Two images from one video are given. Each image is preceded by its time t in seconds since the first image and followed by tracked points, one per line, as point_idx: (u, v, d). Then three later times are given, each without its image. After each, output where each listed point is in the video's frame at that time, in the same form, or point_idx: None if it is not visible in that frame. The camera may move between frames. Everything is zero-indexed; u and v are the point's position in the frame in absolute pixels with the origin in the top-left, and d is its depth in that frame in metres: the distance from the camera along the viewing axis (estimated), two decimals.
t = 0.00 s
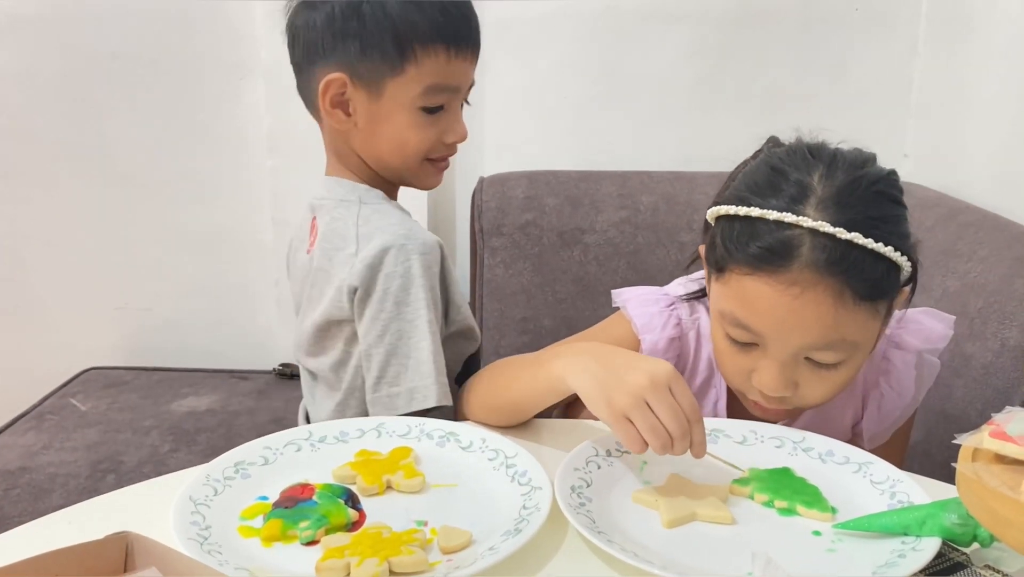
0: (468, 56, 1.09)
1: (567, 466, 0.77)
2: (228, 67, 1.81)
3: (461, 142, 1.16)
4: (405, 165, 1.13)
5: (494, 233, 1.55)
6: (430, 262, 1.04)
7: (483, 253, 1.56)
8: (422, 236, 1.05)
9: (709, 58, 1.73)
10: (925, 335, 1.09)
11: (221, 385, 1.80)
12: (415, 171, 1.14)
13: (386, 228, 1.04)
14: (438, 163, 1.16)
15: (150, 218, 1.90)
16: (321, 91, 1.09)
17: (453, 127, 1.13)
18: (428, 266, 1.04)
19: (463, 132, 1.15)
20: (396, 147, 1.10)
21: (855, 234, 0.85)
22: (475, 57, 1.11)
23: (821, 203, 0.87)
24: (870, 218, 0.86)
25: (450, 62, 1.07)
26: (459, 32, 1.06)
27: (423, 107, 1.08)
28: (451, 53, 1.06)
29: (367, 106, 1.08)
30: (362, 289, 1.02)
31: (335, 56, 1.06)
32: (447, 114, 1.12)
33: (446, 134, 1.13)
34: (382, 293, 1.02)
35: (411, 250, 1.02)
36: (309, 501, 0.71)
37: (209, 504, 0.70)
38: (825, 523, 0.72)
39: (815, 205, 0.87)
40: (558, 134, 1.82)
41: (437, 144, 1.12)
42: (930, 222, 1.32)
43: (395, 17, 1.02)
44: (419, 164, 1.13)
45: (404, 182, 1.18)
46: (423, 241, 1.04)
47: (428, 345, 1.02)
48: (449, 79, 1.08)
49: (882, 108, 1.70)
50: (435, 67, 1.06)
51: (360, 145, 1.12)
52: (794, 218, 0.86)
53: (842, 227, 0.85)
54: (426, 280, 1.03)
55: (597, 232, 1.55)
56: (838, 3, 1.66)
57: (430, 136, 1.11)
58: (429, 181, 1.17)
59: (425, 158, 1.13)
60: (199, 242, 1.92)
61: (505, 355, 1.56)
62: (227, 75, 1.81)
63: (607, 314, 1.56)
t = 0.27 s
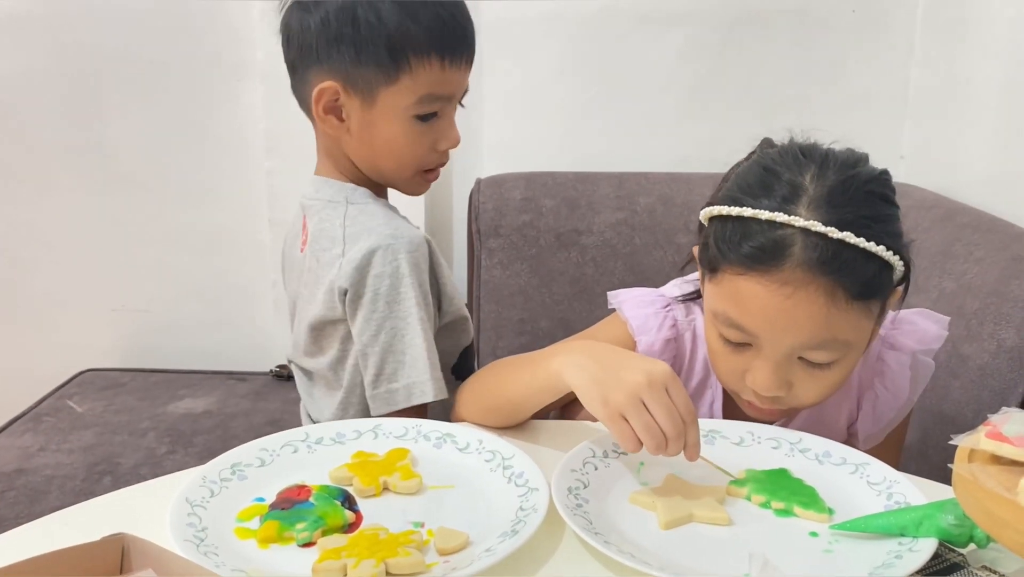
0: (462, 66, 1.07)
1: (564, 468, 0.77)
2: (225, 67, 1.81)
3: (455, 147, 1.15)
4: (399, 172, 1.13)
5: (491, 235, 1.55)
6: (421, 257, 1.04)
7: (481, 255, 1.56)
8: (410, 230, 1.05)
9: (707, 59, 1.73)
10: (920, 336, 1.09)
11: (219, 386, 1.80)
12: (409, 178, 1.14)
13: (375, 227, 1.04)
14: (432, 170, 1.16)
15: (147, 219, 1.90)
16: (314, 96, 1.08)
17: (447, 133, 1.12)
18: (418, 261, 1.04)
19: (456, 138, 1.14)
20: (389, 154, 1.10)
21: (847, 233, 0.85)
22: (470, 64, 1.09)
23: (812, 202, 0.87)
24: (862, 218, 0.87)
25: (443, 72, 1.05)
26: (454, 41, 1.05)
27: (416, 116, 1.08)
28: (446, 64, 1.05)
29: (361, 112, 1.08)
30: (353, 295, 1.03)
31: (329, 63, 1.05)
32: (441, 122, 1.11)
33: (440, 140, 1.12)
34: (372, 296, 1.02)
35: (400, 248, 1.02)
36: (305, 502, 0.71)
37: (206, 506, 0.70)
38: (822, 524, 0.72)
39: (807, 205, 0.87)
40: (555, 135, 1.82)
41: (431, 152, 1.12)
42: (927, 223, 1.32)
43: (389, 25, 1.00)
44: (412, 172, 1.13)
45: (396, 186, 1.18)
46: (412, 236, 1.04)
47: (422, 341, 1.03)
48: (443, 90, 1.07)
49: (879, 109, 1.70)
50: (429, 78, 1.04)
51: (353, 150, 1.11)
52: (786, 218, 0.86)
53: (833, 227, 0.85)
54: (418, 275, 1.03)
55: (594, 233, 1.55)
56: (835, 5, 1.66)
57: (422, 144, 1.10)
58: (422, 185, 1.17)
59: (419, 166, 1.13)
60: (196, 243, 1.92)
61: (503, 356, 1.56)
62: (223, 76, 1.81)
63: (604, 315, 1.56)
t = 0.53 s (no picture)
0: (434, 62, 1.05)
1: (562, 468, 0.77)
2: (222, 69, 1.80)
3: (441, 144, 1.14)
4: (386, 175, 1.12)
5: (490, 236, 1.55)
6: (373, 266, 1.06)
7: (479, 256, 1.56)
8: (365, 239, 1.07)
9: (705, 60, 1.73)
10: (917, 337, 1.09)
11: (217, 388, 1.80)
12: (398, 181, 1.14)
13: (333, 232, 1.07)
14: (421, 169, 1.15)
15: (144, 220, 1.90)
16: (289, 108, 1.07)
17: (429, 133, 1.11)
18: (369, 269, 1.06)
19: (440, 135, 1.12)
20: (374, 158, 1.10)
21: (842, 235, 0.85)
22: (442, 60, 1.06)
23: (808, 205, 0.87)
24: (858, 220, 0.87)
25: (414, 73, 1.03)
26: (419, 39, 1.01)
27: (392, 119, 1.06)
28: (413, 64, 1.02)
29: (337, 121, 1.07)
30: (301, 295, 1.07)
31: (298, 76, 1.03)
32: (421, 122, 1.10)
33: (423, 140, 1.11)
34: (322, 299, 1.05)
35: (349, 255, 1.05)
36: (304, 504, 0.71)
37: (204, 507, 0.70)
38: (820, 524, 0.72)
39: (803, 207, 0.87)
40: (553, 136, 1.82)
41: (416, 152, 1.11)
42: (923, 224, 1.33)
43: (348, 32, 0.96)
44: (399, 174, 1.13)
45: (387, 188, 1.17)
46: (365, 244, 1.06)
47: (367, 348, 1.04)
48: (416, 91, 1.05)
49: (877, 110, 1.71)
50: (398, 81, 1.02)
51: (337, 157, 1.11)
52: (782, 220, 0.87)
53: (829, 229, 0.86)
54: (367, 284, 1.05)
55: (592, 235, 1.55)
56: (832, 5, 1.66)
57: (405, 145, 1.10)
58: (412, 185, 1.17)
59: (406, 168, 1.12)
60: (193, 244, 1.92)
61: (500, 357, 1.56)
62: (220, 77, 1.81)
63: (602, 316, 1.56)
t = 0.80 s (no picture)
0: (408, 53, 1.05)
1: (560, 469, 0.77)
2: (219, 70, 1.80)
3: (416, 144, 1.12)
4: (356, 173, 1.09)
5: (488, 237, 1.55)
6: (290, 274, 1.00)
7: (477, 257, 1.56)
8: (282, 244, 1.02)
9: (703, 61, 1.73)
10: (914, 338, 1.10)
11: (215, 388, 1.79)
12: (369, 180, 1.10)
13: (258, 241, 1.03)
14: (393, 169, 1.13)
15: (142, 221, 1.90)
16: (258, 99, 1.06)
17: (403, 128, 1.09)
18: (285, 278, 1.00)
19: (415, 132, 1.11)
20: (344, 152, 1.07)
21: (839, 235, 0.86)
22: (416, 53, 1.07)
23: (804, 205, 0.87)
24: (854, 220, 0.87)
25: (388, 58, 1.03)
26: (395, 27, 1.03)
27: (366, 109, 1.05)
28: (389, 51, 1.03)
29: (307, 112, 1.05)
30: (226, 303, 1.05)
31: (269, 64, 1.03)
32: (398, 116, 1.08)
33: (397, 135, 1.09)
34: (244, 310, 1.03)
35: (266, 262, 1.01)
36: (301, 505, 0.71)
37: (201, 508, 0.70)
38: (817, 525, 0.72)
39: (799, 207, 0.87)
40: (551, 137, 1.82)
41: (390, 148, 1.09)
42: (921, 225, 1.33)
43: (326, 18, 1.00)
44: (371, 172, 1.09)
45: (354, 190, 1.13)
46: (280, 251, 1.01)
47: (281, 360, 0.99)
48: (391, 80, 1.05)
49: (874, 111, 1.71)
50: (371, 66, 1.02)
51: (304, 154, 1.08)
52: (778, 221, 0.87)
53: (825, 229, 0.86)
54: (279, 295, 1.00)
55: (590, 235, 1.55)
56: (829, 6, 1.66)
57: (380, 139, 1.07)
58: (384, 189, 1.13)
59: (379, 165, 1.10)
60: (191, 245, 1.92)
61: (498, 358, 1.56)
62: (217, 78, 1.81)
63: (600, 317, 1.56)
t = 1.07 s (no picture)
0: (367, 25, 1.02)
1: (557, 469, 0.77)
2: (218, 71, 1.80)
3: (392, 121, 1.08)
4: (327, 156, 1.08)
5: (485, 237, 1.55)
6: (194, 276, 1.08)
7: (473, 258, 1.56)
8: (199, 247, 1.09)
9: (702, 61, 1.73)
10: (910, 338, 1.10)
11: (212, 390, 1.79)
12: (341, 165, 1.09)
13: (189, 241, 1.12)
14: (371, 152, 1.10)
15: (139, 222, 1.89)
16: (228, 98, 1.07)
17: (373, 104, 1.06)
18: (189, 281, 1.08)
19: (388, 108, 1.06)
20: (308, 136, 1.06)
21: (831, 235, 0.86)
22: (376, 23, 1.03)
23: (797, 205, 0.87)
24: (847, 220, 0.87)
25: (338, 29, 1.00)
26: None
27: (325, 87, 1.03)
28: (337, 21, 0.99)
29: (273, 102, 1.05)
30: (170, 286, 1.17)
31: (230, 56, 1.04)
32: (363, 93, 1.05)
33: (366, 112, 1.06)
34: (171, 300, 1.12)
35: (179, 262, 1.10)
36: (299, 506, 0.71)
37: (199, 509, 0.70)
38: (814, 525, 0.72)
39: (792, 208, 0.87)
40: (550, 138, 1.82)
41: (358, 127, 1.06)
42: (917, 226, 1.33)
43: None
44: (344, 154, 1.08)
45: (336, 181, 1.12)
46: (192, 254, 1.09)
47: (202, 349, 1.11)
48: (349, 53, 1.01)
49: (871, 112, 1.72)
50: (323, 40, 1.00)
51: (282, 148, 1.08)
52: (771, 221, 0.87)
53: (818, 229, 0.86)
54: (184, 293, 1.09)
55: (587, 236, 1.56)
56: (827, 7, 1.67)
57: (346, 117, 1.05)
58: (364, 173, 1.11)
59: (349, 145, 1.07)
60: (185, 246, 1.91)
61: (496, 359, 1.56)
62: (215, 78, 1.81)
63: (598, 318, 1.56)
